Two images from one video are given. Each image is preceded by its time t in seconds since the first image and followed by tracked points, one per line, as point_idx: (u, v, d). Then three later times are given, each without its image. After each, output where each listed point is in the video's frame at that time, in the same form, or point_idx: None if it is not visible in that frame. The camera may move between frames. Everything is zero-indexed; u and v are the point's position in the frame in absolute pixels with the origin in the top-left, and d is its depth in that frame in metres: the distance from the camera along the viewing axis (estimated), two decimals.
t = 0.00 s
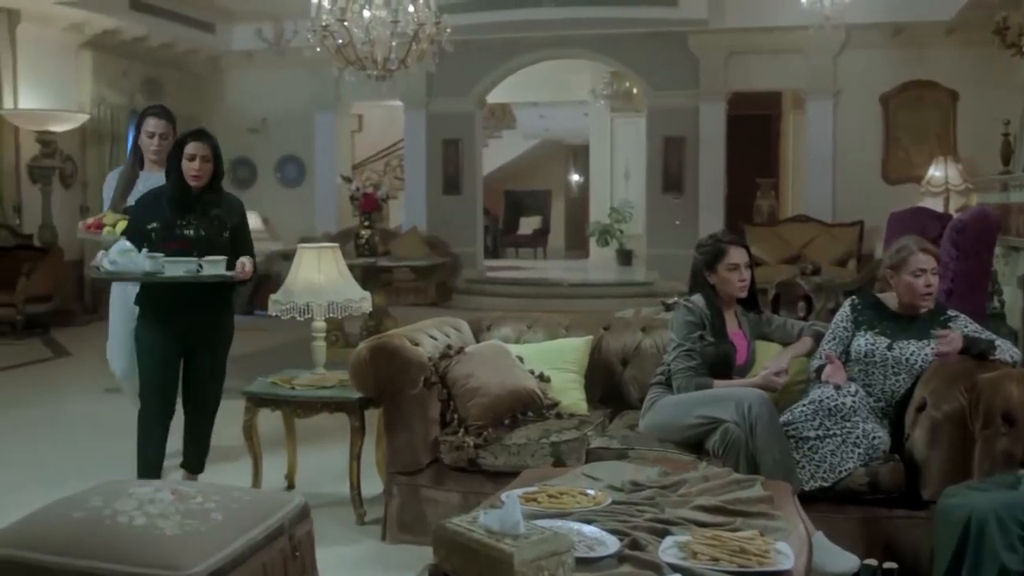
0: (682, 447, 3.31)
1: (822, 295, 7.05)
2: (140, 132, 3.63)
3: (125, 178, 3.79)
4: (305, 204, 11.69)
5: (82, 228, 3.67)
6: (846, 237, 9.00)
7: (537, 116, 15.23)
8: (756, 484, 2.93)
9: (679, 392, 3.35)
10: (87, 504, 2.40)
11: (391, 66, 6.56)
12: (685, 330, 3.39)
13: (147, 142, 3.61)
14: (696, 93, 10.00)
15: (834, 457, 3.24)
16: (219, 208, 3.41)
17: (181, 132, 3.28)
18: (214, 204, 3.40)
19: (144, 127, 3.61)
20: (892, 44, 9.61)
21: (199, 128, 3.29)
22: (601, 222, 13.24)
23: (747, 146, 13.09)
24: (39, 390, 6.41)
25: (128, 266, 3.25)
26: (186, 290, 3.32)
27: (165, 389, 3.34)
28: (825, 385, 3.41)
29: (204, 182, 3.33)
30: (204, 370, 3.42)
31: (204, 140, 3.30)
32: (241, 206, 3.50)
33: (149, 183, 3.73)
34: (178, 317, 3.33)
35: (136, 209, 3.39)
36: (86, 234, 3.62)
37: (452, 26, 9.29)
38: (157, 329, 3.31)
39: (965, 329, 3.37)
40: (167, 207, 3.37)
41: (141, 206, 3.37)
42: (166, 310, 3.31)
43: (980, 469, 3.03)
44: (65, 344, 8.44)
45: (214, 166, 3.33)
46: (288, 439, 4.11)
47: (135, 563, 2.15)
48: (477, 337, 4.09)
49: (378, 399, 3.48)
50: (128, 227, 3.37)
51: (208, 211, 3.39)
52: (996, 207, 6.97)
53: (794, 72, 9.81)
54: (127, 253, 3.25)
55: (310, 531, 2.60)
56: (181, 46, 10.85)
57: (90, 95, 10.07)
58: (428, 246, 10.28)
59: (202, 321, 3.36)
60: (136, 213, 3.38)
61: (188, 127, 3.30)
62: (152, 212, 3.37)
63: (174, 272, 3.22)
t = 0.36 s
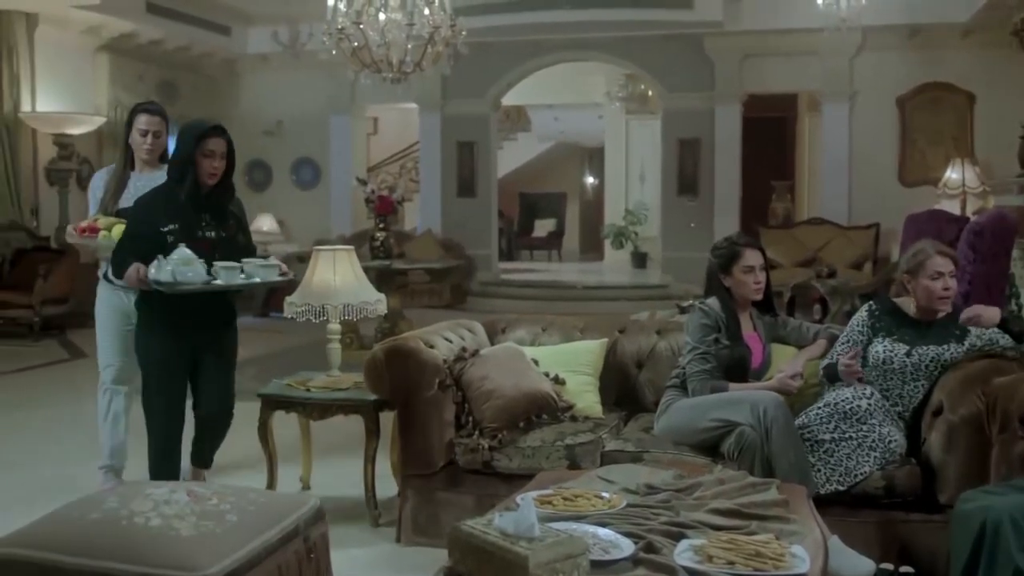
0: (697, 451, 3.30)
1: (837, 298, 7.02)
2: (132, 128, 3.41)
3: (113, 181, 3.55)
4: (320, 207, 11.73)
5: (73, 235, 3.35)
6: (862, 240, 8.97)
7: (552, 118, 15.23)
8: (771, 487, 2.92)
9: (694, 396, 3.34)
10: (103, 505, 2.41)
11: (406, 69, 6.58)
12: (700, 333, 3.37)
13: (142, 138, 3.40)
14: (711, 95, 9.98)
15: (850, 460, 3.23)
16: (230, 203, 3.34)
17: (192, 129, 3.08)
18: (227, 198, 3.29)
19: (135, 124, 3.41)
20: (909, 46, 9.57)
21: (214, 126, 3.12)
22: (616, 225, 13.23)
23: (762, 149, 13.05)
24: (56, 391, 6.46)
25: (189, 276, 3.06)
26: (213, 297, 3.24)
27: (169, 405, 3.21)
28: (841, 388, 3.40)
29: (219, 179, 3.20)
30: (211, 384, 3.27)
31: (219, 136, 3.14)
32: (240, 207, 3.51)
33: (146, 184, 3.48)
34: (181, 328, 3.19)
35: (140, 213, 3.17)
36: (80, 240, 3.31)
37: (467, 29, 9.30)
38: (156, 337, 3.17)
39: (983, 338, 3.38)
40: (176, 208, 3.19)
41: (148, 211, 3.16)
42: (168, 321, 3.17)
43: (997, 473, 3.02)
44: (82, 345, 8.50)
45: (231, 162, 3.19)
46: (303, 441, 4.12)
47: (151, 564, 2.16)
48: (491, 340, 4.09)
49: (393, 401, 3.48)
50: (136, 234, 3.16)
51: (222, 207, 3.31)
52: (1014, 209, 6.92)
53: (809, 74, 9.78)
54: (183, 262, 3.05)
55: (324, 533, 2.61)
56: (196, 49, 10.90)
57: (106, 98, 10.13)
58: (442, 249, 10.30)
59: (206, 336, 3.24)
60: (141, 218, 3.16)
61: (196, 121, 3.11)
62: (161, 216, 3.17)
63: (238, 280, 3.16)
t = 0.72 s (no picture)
0: (693, 450, 3.31)
1: (833, 298, 7.03)
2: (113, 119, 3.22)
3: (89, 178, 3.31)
4: (316, 207, 11.73)
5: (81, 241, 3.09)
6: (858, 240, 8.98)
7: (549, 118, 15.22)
8: (767, 488, 2.93)
9: (690, 396, 3.34)
10: (98, 505, 2.41)
11: (402, 70, 6.58)
12: (696, 333, 3.37)
13: (128, 129, 3.22)
14: (707, 95, 9.98)
15: (845, 460, 3.24)
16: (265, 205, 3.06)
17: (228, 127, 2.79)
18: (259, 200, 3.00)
19: (113, 116, 3.22)
20: (905, 47, 9.58)
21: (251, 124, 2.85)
22: (612, 225, 13.23)
23: (758, 149, 13.06)
24: (51, 392, 6.45)
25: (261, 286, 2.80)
26: (259, 308, 2.96)
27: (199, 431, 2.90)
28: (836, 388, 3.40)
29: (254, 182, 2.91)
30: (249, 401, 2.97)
31: (254, 136, 2.86)
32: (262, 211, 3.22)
33: (134, 179, 3.33)
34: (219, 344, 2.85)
35: (176, 224, 2.81)
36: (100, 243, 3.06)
37: (463, 29, 9.30)
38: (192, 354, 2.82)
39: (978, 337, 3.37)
40: (213, 215, 2.86)
41: (185, 220, 2.81)
42: (202, 336, 2.83)
43: (993, 473, 3.03)
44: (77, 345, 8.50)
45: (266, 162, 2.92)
46: (299, 442, 4.12)
47: (146, 565, 2.16)
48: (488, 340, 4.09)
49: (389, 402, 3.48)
50: (175, 246, 2.80)
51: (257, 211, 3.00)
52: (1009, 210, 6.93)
53: (805, 75, 9.79)
54: (256, 275, 2.82)
55: (320, 533, 2.61)
56: (192, 49, 10.88)
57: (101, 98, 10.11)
58: (438, 249, 10.30)
59: (245, 350, 2.92)
60: (177, 228, 2.81)
61: (228, 119, 2.80)
62: (200, 224, 2.83)
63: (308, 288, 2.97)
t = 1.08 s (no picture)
0: (684, 451, 3.31)
1: (823, 298, 7.05)
2: (122, 117, 3.00)
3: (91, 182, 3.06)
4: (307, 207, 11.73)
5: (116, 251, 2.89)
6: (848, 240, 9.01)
7: (540, 119, 15.17)
8: (757, 487, 2.94)
9: (680, 396, 3.34)
10: (88, 506, 2.41)
11: (393, 70, 6.58)
12: (687, 334, 3.37)
13: (139, 127, 3.02)
14: (698, 96, 10.00)
15: (835, 460, 3.24)
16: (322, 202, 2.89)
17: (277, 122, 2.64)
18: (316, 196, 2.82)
19: (119, 114, 2.99)
20: (895, 48, 9.60)
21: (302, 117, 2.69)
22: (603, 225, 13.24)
23: (748, 149, 13.08)
24: (43, 393, 6.44)
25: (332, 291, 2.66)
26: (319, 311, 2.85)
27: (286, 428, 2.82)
28: (827, 388, 3.40)
29: (306, 180, 2.75)
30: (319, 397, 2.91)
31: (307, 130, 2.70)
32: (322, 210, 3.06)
33: (142, 180, 3.14)
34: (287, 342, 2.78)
35: (232, 226, 2.68)
36: (141, 253, 2.90)
37: (454, 30, 9.30)
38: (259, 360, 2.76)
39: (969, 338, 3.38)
40: (270, 215, 2.70)
41: (241, 222, 2.68)
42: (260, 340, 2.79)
43: (983, 473, 3.05)
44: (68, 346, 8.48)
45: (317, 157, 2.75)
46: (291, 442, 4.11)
47: (135, 566, 2.15)
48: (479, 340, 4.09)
49: (380, 402, 3.47)
50: (232, 251, 2.68)
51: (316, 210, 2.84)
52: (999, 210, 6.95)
53: (796, 76, 9.81)
54: (332, 277, 2.69)
55: (311, 534, 2.60)
56: (183, 49, 10.86)
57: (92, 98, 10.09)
58: (430, 249, 10.30)
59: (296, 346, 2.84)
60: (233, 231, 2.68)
61: (277, 114, 2.66)
62: (257, 226, 2.69)
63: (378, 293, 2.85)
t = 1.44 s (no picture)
0: (659, 450, 3.32)
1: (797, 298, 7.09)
2: (114, 113, 2.85)
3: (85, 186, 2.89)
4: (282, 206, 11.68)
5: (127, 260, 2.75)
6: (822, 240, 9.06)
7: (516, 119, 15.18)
8: (731, 487, 2.95)
9: (655, 395, 3.35)
10: (60, 508, 2.38)
11: (367, 70, 6.56)
12: (661, 333, 3.38)
13: (133, 124, 2.87)
14: (673, 97, 10.04)
15: (808, 458, 3.26)
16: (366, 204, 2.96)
17: (324, 122, 2.72)
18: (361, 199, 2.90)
19: (111, 108, 2.84)
20: (867, 49, 9.67)
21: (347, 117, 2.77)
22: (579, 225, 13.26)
23: (723, 150, 13.15)
24: (13, 394, 6.38)
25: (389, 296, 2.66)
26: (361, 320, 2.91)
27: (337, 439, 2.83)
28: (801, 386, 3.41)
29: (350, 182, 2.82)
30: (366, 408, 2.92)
31: (353, 132, 2.78)
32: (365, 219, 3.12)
33: (140, 181, 3.00)
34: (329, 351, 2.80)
35: (279, 229, 2.74)
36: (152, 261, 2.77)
37: (428, 30, 9.30)
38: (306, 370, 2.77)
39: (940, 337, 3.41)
40: (316, 219, 2.77)
41: (290, 225, 2.74)
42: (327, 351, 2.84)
43: (953, 471, 3.08)
44: (39, 347, 8.41)
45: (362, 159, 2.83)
46: (264, 443, 4.09)
47: (107, 569, 2.14)
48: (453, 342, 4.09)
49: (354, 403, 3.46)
50: (281, 254, 2.73)
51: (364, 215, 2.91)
52: (970, 211, 7.01)
53: (770, 76, 9.86)
54: (391, 283, 2.67)
55: (285, 535, 2.59)
56: (157, 49, 10.79)
57: (65, 98, 10.02)
58: (405, 250, 10.29)
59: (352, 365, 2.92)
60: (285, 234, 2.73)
61: (322, 114, 2.74)
62: (307, 228, 2.75)
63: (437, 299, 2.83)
